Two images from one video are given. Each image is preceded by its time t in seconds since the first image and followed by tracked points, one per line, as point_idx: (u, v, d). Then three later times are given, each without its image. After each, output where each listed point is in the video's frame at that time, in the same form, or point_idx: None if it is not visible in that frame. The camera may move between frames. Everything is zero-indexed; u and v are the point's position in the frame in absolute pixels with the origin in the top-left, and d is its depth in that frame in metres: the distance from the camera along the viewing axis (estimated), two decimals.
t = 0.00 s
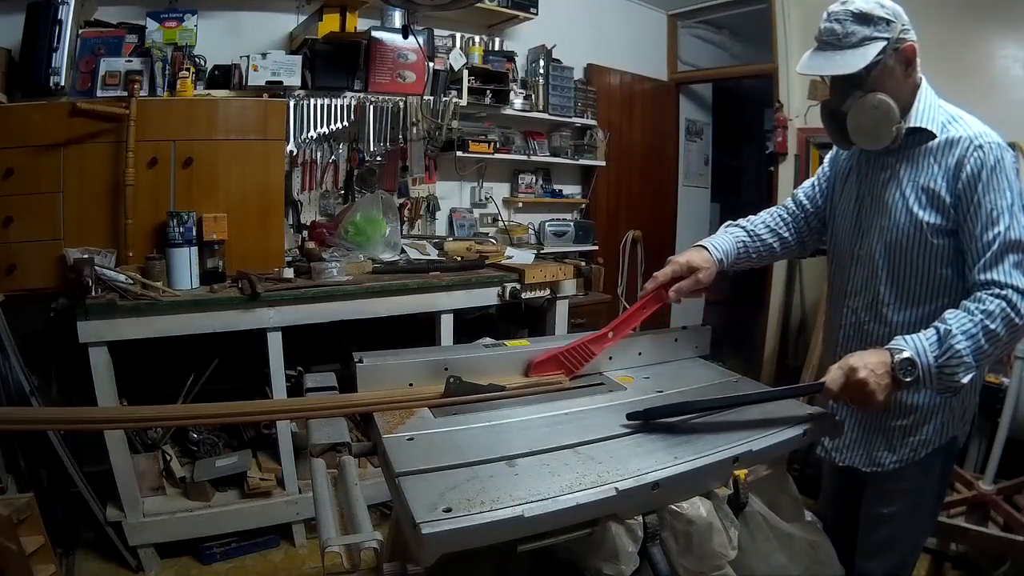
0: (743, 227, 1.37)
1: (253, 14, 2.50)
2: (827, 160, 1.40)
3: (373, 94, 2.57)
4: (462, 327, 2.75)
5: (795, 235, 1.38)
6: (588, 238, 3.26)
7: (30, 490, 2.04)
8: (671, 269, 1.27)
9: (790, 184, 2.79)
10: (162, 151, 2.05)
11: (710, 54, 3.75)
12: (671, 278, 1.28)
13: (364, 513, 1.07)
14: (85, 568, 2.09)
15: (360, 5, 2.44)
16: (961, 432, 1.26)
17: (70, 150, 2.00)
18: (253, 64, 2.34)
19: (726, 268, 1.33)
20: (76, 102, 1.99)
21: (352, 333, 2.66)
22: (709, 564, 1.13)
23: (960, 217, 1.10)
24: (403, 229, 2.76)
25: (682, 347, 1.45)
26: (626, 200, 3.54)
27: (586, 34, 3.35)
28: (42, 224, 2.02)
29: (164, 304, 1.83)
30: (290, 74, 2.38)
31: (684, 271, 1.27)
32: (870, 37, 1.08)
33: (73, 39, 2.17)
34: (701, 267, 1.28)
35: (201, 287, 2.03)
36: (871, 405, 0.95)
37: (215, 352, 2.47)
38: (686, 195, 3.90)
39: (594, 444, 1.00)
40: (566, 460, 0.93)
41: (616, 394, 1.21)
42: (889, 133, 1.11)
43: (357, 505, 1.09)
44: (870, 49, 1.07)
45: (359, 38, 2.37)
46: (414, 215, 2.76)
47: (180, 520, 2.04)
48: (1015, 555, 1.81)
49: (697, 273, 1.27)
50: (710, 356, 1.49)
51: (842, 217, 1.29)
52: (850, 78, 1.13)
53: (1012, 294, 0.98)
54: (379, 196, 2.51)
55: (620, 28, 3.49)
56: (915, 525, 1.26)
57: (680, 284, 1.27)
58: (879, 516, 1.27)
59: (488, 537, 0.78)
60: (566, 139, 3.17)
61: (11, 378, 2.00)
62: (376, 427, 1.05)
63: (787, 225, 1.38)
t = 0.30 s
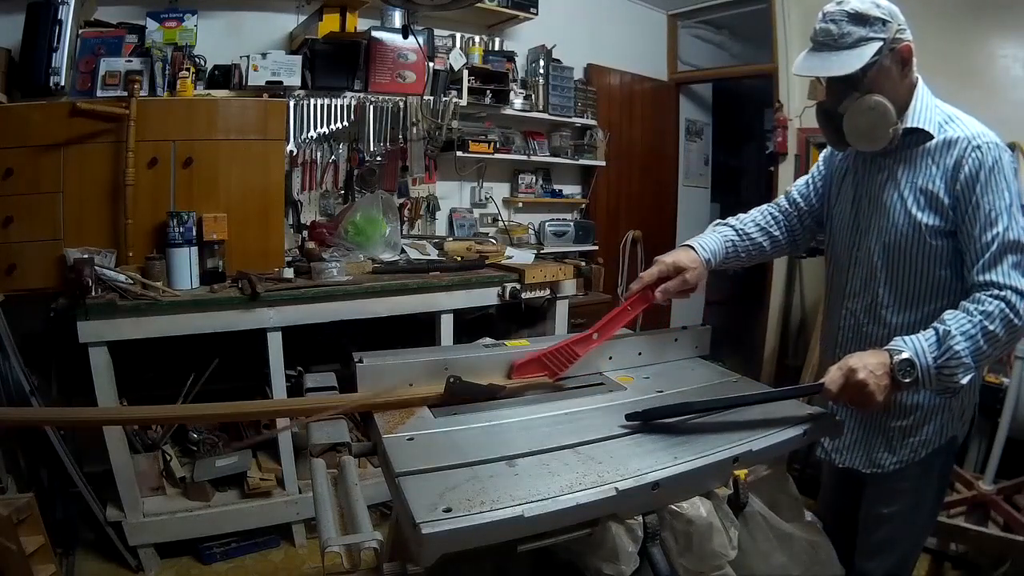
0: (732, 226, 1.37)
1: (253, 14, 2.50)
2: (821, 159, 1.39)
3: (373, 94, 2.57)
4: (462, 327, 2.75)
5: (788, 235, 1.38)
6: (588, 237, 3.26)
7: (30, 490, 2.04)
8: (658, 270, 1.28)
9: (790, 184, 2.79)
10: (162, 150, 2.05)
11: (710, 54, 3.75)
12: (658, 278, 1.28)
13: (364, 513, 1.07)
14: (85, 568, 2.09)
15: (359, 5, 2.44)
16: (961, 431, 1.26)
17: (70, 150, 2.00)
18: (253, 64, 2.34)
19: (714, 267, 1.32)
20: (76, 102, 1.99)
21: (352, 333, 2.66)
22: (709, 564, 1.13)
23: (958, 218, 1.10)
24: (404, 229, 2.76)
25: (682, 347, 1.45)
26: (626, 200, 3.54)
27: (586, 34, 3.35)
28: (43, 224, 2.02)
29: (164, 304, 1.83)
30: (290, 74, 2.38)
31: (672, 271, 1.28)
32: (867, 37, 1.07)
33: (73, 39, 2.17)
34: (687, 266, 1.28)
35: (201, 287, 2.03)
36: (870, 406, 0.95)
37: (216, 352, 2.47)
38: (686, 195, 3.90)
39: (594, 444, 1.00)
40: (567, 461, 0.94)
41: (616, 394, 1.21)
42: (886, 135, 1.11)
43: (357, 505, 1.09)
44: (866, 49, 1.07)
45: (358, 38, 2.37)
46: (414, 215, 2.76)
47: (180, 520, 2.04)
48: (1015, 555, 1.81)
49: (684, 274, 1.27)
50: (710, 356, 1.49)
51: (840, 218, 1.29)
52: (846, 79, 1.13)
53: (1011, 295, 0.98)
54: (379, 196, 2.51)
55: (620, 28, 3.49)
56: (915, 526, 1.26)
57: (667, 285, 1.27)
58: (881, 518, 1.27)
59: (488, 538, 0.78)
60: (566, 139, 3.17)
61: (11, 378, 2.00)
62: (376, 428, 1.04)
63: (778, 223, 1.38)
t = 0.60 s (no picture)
0: (706, 213, 1.37)
1: (254, 14, 2.50)
2: (815, 154, 1.40)
3: (373, 94, 2.57)
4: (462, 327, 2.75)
5: (778, 229, 1.39)
6: (588, 238, 3.26)
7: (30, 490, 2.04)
8: (618, 242, 1.34)
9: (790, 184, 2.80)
10: (162, 150, 2.05)
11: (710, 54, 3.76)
12: (618, 251, 1.35)
13: (364, 513, 1.07)
14: (85, 568, 2.09)
15: (360, 5, 2.44)
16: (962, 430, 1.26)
17: (70, 150, 2.00)
18: (253, 64, 2.34)
19: (680, 253, 1.34)
20: (76, 102, 1.99)
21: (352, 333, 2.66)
22: (709, 564, 1.12)
23: (961, 217, 1.10)
24: (404, 229, 2.76)
25: (682, 348, 1.45)
26: (625, 200, 3.54)
27: (586, 34, 3.35)
28: (43, 224, 2.02)
29: (164, 304, 1.83)
30: (290, 74, 2.38)
31: (633, 246, 1.33)
32: (871, 32, 1.08)
33: (73, 39, 2.17)
34: (649, 242, 1.33)
35: (201, 287, 2.03)
36: (873, 403, 0.95)
37: (216, 352, 2.47)
38: (686, 195, 3.90)
39: (594, 444, 1.00)
40: (567, 461, 0.94)
41: (616, 394, 1.21)
42: (888, 129, 1.11)
43: (357, 505, 1.08)
44: (869, 43, 1.07)
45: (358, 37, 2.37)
46: (414, 215, 2.76)
47: (180, 520, 2.04)
48: (1014, 555, 1.81)
49: (644, 249, 1.32)
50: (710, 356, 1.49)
51: (840, 217, 1.29)
52: (850, 72, 1.13)
53: (1014, 293, 0.98)
54: (379, 196, 2.51)
55: (620, 28, 3.49)
56: (915, 526, 1.26)
57: (626, 257, 1.34)
58: (881, 517, 1.27)
59: (489, 538, 0.78)
60: (566, 139, 3.17)
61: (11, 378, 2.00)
62: (376, 428, 1.04)
63: (758, 212, 1.37)
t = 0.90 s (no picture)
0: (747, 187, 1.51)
1: (254, 14, 2.50)
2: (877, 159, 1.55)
3: (373, 94, 2.57)
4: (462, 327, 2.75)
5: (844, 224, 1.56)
6: (587, 238, 3.27)
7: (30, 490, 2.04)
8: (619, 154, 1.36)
9: (791, 186, 2.84)
10: (162, 151, 2.05)
11: (711, 54, 3.76)
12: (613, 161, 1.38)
13: (363, 513, 1.06)
14: (85, 568, 2.09)
15: (359, 5, 2.43)
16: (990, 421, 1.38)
17: (70, 150, 2.00)
18: (253, 64, 2.33)
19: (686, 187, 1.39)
20: (76, 102, 1.99)
21: (352, 333, 2.66)
22: (709, 564, 1.12)
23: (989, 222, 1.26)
24: (404, 229, 2.76)
25: (682, 348, 1.45)
26: (625, 201, 3.54)
27: (586, 34, 3.35)
28: (43, 224, 2.02)
29: (164, 304, 1.83)
30: (289, 74, 2.38)
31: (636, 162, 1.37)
32: (921, 57, 1.28)
33: (73, 39, 2.17)
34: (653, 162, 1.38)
35: (201, 287, 2.02)
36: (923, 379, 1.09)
37: (216, 352, 2.47)
38: (686, 196, 3.90)
39: (594, 444, 1.00)
40: (566, 460, 0.94)
41: (617, 394, 1.21)
42: (937, 143, 1.29)
43: (357, 505, 1.08)
44: (920, 68, 1.28)
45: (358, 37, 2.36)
46: (414, 215, 2.76)
47: (180, 520, 2.04)
48: (1015, 555, 1.81)
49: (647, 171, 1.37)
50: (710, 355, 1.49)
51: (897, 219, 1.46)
52: (905, 95, 1.34)
53: None
54: (379, 196, 2.51)
55: (621, 28, 3.49)
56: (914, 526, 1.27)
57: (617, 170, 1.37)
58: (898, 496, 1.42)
59: (489, 538, 0.78)
60: (566, 139, 3.17)
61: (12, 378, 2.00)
62: (376, 428, 1.04)
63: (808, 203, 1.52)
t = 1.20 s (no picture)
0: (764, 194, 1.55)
1: (254, 14, 2.50)
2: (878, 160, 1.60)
3: (373, 94, 2.57)
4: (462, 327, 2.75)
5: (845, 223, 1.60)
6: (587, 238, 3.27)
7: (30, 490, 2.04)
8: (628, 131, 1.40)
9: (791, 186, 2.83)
10: (162, 151, 2.05)
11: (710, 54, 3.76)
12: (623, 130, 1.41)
13: (363, 512, 1.07)
14: (85, 568, 2.09)
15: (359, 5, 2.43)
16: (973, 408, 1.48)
17: (70, 150, 2.00)
18: (253, 64, 2.33)
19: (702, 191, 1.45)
20: (76, 102, 1.99)
21: (352, 333, 2.66)
22: (709, 564, 1.12)
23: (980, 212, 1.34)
24: (404, 229, 2.76)
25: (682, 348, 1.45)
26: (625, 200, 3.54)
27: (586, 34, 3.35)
28: (43, 224, 2.02)
29: (164, 304, 1.83)
30: (289, 74, 2.38)
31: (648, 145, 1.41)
32: (914, 59, 1.27)
33: (73, 39, 2.17)
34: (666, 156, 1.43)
35: (201, 287, 2.02)
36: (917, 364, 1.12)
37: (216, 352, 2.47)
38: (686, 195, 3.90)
39: (594, 444, 1.00)
40: (567, 460, 0.94)
41: (617, 394, 1.21)
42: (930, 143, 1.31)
43: (357, 505, 1.08)
44: (914, 70, 1.26)
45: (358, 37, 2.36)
46: (414, 215, 2.76)
47: (180, 520, 2.04)
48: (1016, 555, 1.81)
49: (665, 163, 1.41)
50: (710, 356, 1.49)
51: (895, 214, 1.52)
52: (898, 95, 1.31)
53: None
54: (379, 196, 2.51)
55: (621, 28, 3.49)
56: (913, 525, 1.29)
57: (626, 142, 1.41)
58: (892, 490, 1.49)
59: (490, 538, 0.78)
60: (566, 139, 3.17)
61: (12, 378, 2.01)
62: (376, 427, 1.04)
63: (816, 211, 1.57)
